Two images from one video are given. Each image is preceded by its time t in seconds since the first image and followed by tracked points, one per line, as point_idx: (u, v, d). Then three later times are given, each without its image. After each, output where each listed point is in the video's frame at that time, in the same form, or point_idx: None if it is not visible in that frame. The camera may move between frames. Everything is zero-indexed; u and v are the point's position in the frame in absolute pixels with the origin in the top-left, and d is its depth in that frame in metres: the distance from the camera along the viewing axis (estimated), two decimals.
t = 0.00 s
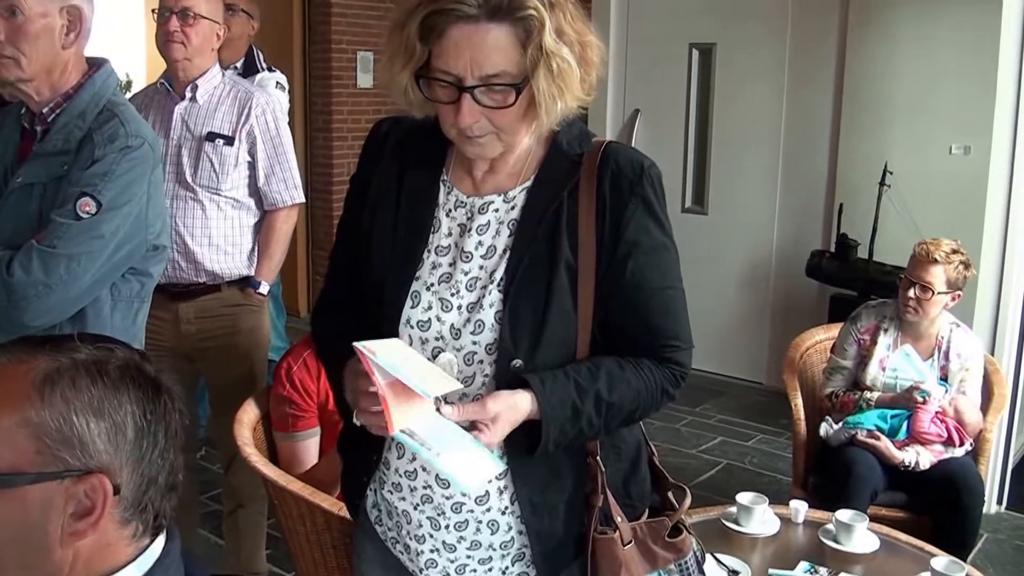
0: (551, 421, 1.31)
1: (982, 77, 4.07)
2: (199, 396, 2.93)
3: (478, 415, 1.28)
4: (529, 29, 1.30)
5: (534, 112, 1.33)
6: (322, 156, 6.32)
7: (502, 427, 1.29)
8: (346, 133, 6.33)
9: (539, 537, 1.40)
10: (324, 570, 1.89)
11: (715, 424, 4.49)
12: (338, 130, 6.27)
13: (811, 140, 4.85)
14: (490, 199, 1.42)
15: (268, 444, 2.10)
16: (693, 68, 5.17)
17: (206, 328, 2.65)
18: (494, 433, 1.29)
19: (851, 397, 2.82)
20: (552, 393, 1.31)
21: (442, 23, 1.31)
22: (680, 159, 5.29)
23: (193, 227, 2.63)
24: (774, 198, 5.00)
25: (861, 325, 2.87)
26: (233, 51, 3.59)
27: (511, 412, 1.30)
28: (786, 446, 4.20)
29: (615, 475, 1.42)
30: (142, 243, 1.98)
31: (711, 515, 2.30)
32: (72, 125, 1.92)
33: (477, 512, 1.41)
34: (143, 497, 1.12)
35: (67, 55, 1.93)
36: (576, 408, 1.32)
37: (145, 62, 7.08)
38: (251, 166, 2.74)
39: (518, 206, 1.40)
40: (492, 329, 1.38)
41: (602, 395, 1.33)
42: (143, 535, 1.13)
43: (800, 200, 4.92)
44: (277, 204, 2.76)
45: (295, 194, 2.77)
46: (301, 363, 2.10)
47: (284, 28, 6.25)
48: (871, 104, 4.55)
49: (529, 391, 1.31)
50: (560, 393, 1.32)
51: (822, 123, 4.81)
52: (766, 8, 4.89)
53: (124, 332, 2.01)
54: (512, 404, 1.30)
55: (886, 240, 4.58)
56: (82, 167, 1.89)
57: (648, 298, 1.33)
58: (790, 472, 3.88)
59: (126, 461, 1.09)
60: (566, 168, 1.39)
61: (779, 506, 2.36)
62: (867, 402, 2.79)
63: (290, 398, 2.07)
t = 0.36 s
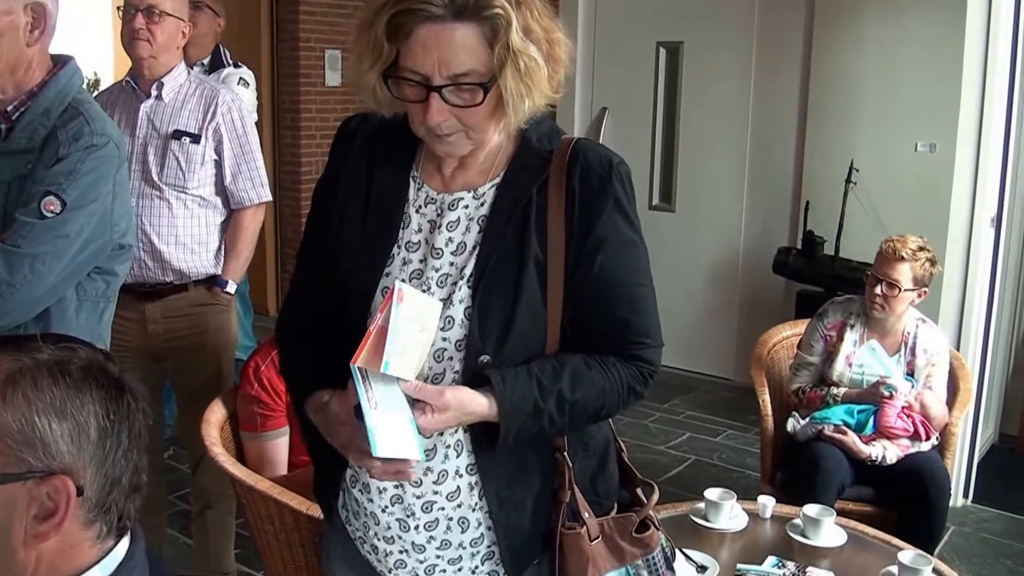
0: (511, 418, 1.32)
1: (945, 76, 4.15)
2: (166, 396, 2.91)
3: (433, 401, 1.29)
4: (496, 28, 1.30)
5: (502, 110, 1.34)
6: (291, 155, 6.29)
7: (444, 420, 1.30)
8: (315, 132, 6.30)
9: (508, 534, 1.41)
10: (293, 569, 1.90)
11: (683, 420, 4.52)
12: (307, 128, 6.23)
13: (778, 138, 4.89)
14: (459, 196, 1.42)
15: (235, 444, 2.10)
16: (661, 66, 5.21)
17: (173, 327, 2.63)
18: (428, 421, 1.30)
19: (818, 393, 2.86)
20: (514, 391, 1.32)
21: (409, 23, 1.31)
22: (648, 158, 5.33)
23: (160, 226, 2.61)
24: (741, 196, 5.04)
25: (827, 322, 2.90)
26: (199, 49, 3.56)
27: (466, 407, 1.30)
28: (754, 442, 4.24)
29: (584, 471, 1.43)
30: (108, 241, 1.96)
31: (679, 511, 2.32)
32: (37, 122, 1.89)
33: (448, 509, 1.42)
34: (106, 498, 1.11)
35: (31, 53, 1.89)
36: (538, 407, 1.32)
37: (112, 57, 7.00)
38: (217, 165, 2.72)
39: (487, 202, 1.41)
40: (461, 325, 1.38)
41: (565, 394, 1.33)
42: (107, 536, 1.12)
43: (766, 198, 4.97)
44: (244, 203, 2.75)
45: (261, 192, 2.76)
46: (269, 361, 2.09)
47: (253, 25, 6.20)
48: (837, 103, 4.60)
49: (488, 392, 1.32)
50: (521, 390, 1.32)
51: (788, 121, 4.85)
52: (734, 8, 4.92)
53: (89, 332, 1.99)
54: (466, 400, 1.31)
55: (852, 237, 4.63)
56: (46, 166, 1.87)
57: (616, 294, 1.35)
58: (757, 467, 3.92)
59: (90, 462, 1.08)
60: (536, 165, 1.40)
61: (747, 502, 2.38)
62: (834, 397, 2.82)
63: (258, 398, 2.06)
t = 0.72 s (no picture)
0: (487, 426, 1.32)
1: (910, 74, 4.19)
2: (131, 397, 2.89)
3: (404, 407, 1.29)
4: (467, 28, 1.31)
5: (474, 108, 1.34)
6: (257, 153, 6.25)
7: (417, 427, 1.30)
8: (282, 131, 6.26)
9: (478, 532, 1.41)
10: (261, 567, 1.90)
11: (651, 417, 4.55)
12: (274, 127, 6.20)
13: (743, 137, 4.94)
14: (429, 192, 1.42)
15: (202, 443, 2.09)
16: (628, 65, 5.24)
17: (138, 327, 2.62)
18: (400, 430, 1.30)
19: (784, 389, 2.90)
20: (489, 397, 1.32)
21: (379, 23, 1.31)
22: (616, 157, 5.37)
23: (125, 225, 2.59)
24: (708, 194, 5.09)
25: (793, 318, 2.94)
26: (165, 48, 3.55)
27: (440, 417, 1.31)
28: (721, 438, 4.28)
29: (555, 470, 1.43)
30: (73, 241, 1.94)
31: (647, 507, 2.34)
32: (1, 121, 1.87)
33: (418, 507, 1.42)
34: (73, 499, 1.10)
35: None
36: (514, 411, 1.33)
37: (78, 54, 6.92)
38: (182, 163, 2.70)
39: (457, 199, 1.41)
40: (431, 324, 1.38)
41: (539, 397, 1.34)
42: (74, 537, 1.12)
43: (732, 196, 5.02)
44: (209, 201, 2.72)
45: (227, 191, 2.74)
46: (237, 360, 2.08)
47: (219, 23, 6.15)
48: (803, 101, 4.65)
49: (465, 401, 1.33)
50: (497, 396, 1.33)
51: (754, 120, 4.90)
52: (700, 8, 4.96)
53: (55, 334, 1.97)
54: (439, 409, 1.31)
55: (817, 233, 4.69)
56: (10, 165, 1.86)
57: (585, 293, 1.35)
58: (724, 462, 3.96)
59: (55, 462, 1.08)
60: (507, 163, 1.40)
61: (715, 497, 2.41)
62: (800, 393, 2.87)
63: (225, 397, 2.05)
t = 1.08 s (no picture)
0: (498, 453, 1.32)
1: (877, 73, 4.24)
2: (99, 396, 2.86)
3: (422, 452, 1.26)
4: (434, 36, 1.30)
5: (439, 114, 1.34)
6: (226, 151, 6.20)
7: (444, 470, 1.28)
8: (251, 128, 6.22)
9: (449, 531, 1.41)
10: (232, 567, 1.89)
11: (622, 414, 4.57)
12: (243, 125, 6.15)
13: (713, 136, 4.98)
14: (400, 189, 1.43)
15: (171, 442, 2.07)
16: (599, 64, 5.26)
17: (106, 327, 2.60)
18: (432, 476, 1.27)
19: (753, 385, 2.92)
20: (500, 428, 1.31)
21: (345, 27, 1.31)
22: (586, 154, 5.38)
23: (91, 223, 2.57)
24: (679, 193, 5.12)
25: (762, 314, 2.97)
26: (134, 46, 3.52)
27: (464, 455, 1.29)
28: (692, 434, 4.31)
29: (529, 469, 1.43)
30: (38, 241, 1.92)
31: (618, 503, 2.36)
32: None
33: (388, 505, 1.42)
34: (42, 499, 1.09)
35: None
36: (521, 432, 1.33)
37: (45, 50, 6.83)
38: (149, 161, 2.67)
39: (429, 197, 1.42)
40: (402, 323, 1.38)
41: (539, 412, 1.35)
42: (43, 539, 1.11)
43: (702, 194, 5.05)
44: (176, 200, 2.70)
45: (193, 190, 2.71)
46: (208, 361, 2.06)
47: (188, 19, 6.08)
48: (772, 100, 4.68)
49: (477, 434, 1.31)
50: (504, 425, 1.31)
51: (723, 119, 4.94)
52: (670, 7, 4.99)
53: (22, 334, 1.95)
54: (458, 446, 1.29)
55: (786, 230, 4.73)
56: None
57: (557, 295, 1.36)
58: (694, 458, 3.99)
59: (24, 463, 1.07)
60: (481, 163, 1.41)
61: (685, 493, 2.43)
62: (769, 388, 2.89)
63: (195, 397, 2.03)
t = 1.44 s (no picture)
0: (528, 453, 1.32)
1: (852, 71, 4.27)
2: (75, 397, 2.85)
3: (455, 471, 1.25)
4: (411, 33, 1.31)
5: (424, 110, 1.35)
6: (202, 149, 6.17)
7: (485, 479, 1.26)
8: (227, 127, 6.19)
9: (425, 530, 1.42)
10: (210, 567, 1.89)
11: (601, 411, 4.59)
12: (219, 123, 6.12)
13: (690, 134, 5.00)
14: (377, 188, 1.44)
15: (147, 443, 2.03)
16: (576, 63, 5.28)
17: (83, 328, 2.59)
18: (476, 487, 1.25)
19: (730, 381, 2.94)
20: (523, 434, 1.31)
21: (322, 32, 1.32)
22: (564, 153, 5.39)
23: (66, 223, 2.55)
24: (656, 191, 5.14)
25: (738, 311, 3.00)
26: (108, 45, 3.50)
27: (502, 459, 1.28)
28: (670, 430, 4.34)
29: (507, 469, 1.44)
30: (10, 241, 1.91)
31: (596, 499, 2.37)
32: None
33: (364, 504, 1.43)
34: (17, 499, 1.09)
35: None
36: (540, 431, 1.34)
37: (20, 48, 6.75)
38: (124, 160, 2.65)
39: (406, 197, 1.42)
40: (378, 322, 1.39)
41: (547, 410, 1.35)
42: (18, 539, 1.11)
43: (680, 192, 5.07)
44: (151, 198, 2.68)
45: (168, 189, 2.69)
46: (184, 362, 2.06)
47: (163, 17, 6.05)
48: (749, 98, 4.71)
49: (502, 443, 1.29)
50: (525, 429, 1.31)
51: (700, 117, 4.96)
52: (647, 6, 5.01)
53: None
54: (492, 454, 1.28)
55: (763, 228, 4.76)
56: None
57: (535, 295, 1.36)
58: (673, 455, 4.01)
59: None
60: (459, 162, 1.41)
61: (663, 489, 2.45)
62: (746, 385, 2.91)
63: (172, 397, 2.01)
